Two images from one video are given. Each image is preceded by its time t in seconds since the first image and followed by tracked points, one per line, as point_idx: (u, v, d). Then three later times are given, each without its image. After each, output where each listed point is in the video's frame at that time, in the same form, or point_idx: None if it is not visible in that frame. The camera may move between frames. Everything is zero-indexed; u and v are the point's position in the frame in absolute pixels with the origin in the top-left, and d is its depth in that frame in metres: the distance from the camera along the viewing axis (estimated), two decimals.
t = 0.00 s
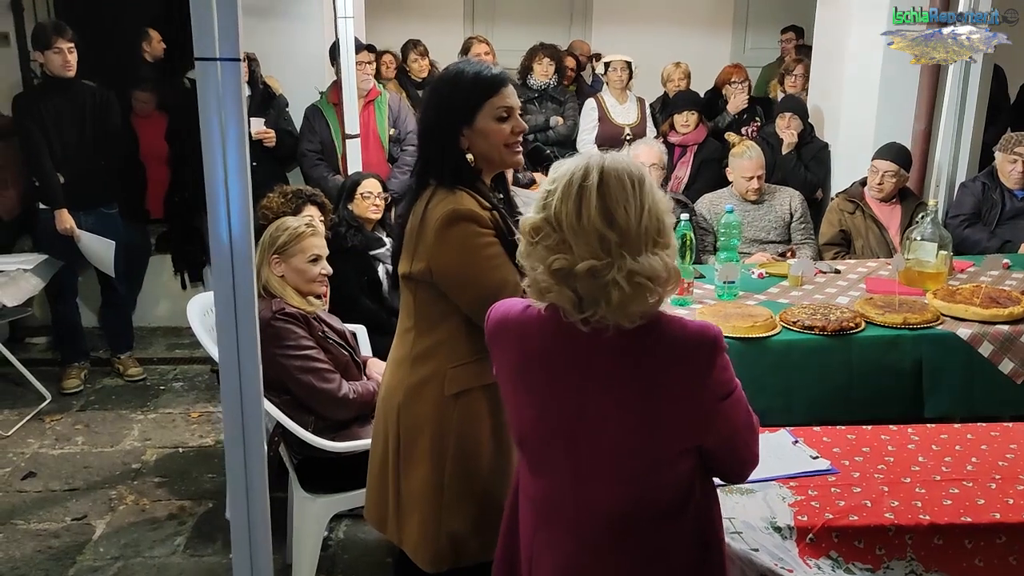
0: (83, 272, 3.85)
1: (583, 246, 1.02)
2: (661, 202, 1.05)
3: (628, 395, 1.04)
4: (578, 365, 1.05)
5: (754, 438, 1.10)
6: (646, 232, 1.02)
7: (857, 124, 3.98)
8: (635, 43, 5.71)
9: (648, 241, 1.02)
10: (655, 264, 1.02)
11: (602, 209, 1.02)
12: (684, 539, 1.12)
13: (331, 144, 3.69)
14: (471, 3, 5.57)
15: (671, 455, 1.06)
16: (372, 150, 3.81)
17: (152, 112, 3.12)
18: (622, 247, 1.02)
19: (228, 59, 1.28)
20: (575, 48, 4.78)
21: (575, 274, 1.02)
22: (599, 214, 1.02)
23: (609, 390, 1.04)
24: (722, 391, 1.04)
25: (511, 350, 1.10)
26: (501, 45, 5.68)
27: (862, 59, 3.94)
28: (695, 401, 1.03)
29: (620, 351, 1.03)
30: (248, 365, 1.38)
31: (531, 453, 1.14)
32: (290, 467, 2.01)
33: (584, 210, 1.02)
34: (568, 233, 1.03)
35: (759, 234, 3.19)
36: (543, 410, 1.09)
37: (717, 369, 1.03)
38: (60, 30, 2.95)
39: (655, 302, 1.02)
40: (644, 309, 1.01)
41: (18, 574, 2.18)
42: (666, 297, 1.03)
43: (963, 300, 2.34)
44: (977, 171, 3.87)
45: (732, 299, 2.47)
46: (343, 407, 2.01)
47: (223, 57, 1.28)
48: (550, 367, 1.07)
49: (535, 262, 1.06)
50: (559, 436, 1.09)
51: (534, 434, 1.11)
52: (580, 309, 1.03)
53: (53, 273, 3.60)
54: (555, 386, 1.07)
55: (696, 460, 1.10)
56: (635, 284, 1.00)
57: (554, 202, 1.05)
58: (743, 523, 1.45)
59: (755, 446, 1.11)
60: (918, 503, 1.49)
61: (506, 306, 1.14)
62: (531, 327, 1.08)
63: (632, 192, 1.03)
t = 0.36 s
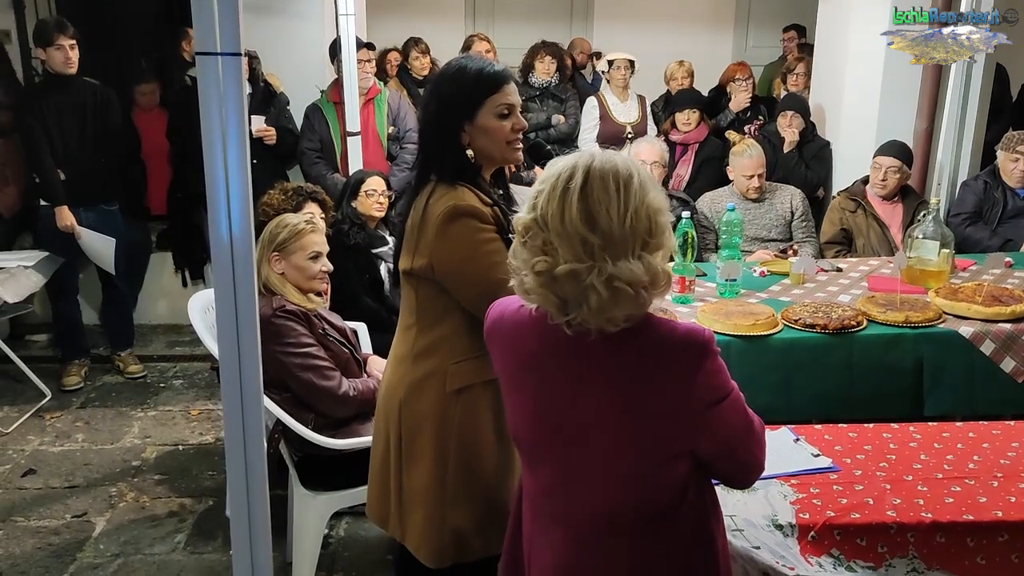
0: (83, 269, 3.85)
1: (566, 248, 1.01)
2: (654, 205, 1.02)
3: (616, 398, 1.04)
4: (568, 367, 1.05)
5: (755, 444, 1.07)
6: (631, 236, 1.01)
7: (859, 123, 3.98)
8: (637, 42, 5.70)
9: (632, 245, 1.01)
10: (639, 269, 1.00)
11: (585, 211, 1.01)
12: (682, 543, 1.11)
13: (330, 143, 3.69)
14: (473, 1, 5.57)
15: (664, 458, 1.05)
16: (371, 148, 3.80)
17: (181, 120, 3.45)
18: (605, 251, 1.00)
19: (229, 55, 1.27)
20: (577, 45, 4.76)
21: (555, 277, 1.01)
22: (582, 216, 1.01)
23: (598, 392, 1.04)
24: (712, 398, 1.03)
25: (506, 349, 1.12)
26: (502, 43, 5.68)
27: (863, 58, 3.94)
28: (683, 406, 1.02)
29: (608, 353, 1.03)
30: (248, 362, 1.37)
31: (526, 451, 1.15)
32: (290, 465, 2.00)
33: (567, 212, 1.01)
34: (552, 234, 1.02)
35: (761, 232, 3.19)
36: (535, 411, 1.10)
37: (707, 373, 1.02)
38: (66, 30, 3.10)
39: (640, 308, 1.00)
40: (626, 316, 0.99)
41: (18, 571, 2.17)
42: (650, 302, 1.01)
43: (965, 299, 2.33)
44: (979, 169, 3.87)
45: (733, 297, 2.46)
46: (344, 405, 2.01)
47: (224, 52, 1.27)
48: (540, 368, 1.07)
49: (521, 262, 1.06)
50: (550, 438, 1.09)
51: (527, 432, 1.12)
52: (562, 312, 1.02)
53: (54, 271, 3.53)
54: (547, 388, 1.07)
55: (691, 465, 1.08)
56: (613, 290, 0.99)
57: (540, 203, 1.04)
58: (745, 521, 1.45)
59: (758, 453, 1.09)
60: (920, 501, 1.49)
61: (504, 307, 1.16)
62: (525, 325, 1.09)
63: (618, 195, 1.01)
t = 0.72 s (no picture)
0: (82, 267, 3.84)
1: (547, 250, 1.03)
2: (646, 211, 1.01)
3: (604, 400, 1.04)
4: (557, 367, 1.06)
5: (754, 454, 1.05)
6: (613, 244, 1.01)
7: (858, 122, 3.98)
8: (636, 40, 5.70)
9: (612, 252, 1.01)
10: (615, 277, 1.01)
11: (568, 215, 1.02)
12: (673, 544, 1.11)
13: (330, 141, 3.69)
14: None
15: (647, 463, 1.05)
16: (370, 145, 3.79)
17: (178, 125, 3.15)
18: (583, 256, 1.02)
19: (225, 51, 1.27)
20: (576, 44, 4.76)
21: (533, 278, 1.04)
22: (564, 219, 1.02)
23: (586, 393, 1.04)
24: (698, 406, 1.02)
25: (501, 346, 1.14)
26: (501, 41, 5.68)
27: (863, 57, 3.93)
28: (667, 411, 1.02)
29: (596, 355, 1.03)
30: (244, 359, 1.37)
31: (520, 447, 1.16)
32: (287, 462, 2.00)
33: (550, 214, 1.03)
34: (537, 234, 1.04)
35: (759, 230, 3.19)
36: (526, 408, 1.10)
37: (696, 378, 1.01)
38: (65, 27, 2.90)
39: (620, 315, 1.01)
40: (602, 324, 1.00)
41: (15, 568, 2.17)
42: (630, 309, 1.01)
43: (963, 297, 2.33)
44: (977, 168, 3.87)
45: (731, 295, 2.46)
46: (341, 403, 2.01)
47: (220, 48, 1.27)
48: (530, 366, 1.08)
49: (512, 257, 1.09)
50: (540, 436, 1.10)
51: (519, 428, 1.14)
52: (540, 313, 1.04)
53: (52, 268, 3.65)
54: (536, 386, 1.08)
55: (683, 470, 1.07)
56: (585, 298, 1.00)
57: (531, 202, 1.06)
58: (742, 519, 1.45)
59: (757, 463, 1.07)
60: (917, 498, 1.48)
61: (502, 305, 1.17)
62: (520, 323, 1.10)
63: (602, 201, 1.01)
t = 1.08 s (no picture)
0: (81, 266, 3.85)
1: (547, 247, 1.06)
2: (646, 219, 1.01)
3: (598, 401, 1.04)
4: (553, 364, 1.07)
5: (750, 464, 1.04)
6: (608, 249, 1.02)
7: (857, 120, 3.98)
8: (635, 39, 5.70)
9: (605, 257, 1.02)
10: (604, 283, 1.02)
11: (567, 216, 1.03)
12: (665, 550, 1.11)
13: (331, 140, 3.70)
14: None
15: (638, 465, 1.05)
16: (371, 143, 3.78)
17: (178, 119, 3.34)
18: (577, 257, 1.03)
19: (222, 49, 1.27)
20: (573, 42, 4.74)
21: (532, 274, 1.07)
22: (563, 220, 1.03)
23: (581, 393, 1.05)
24: (691, 414, 1.01)
25: (504, 340, 1.15)
26: (501, 39, 5.68)
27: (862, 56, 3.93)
28: (661, 415, 1.02)
29: (592, 355, 1.04)
30: (242, 358, 1.37)
31: (518, 441, 1.17)
32: (286, 461, 2.00)
33: (551, 213, 1.04)
34: (542, 231, 1.07)
35: (758, 229, 3.18)
36: (524, 404, 1.12)
37: (690, 384, 1.01)
38: (64, 26, 2.95)
39: (610, 319, 1.02)
40: (591, 327, 1.02)
41: (14, 566, 2.17)
42: (618, 314, 1.02)
43: (963, 295, 2.32)
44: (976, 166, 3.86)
45: (730, 294, 2.46)
46: (340, 402, 2.01)
47: (217, 46, 1.27)
48: (528, 362, 1.10)
49: (521, 249, 1.13)
50: (536, 432, 1.11)
51: (518, 422, 1.15)
52: (538, 309, 1.07)
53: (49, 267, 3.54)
54: (533, 382, 1.09)
55: (677, 476, 1.07)
56: (576, 300, 1.02)
57: (539, 199, 1.08)
58: (740, 517, 1.45)
59: (753, 475, 1.06)
60: (915, 497, 1.49)
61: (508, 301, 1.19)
62: (522, 318, 1.12)
63: (600, 205, 1.01)
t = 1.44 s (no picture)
0: (82, 267, 3.85)
1: (550, 247, 1.07)
2: (647, 218, 1.01)
3: (604, 400, 1.04)
4: (559, 362, 1.07)
5: (754, 462, 1.04)
6: (609, 249, 1.02)
7: (859, 119, 3.97)
8: (637, 39, 5.70)
9: (604, 257, 1.02)
10: (604, 283, 1.02)
11: (567, 216, 1.04)
12: (672, 548, 1.11)
13: (336, 140, 3.70)
14: None
15: (642, 463, 1.05)
16: (374, 144, 3.77)
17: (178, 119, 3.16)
18: (578, 257, 1.04)
19: (225, 50, 1.28)
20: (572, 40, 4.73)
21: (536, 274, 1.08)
22: (563, 221, 1.04)
23: (586, 392, 1.05)
24: (696, 412, 1.01)
25: (510, 337, 1.15)
26: (502, 40, 5.67)
27: (863, 56, 3.93)
28: (665, 412, 1.02)
29: (598, 354, 1.04)
30: (246, 358, 1.37)
31: (523, 438, 1.18)
32: (289, 462, 2.00)
33: (551, 213, 1.05)
34: (545, 231, 1.08)
35: (759, 229, 3.18)
36: (530, 402, 1.12)
37: (696, 383, 1.01)
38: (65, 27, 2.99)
39: (614, 319, 1.02)
40: (595, 327, 1.02)
41: (17, 567, 2.18)
42: (619, 313, 1.02)
43: (965, 295, 2.32)
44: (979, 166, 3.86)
45: (732, 294, 2.46)
46: (343, 402, 2.01)
47: (221, 48, 1.27)
48: (533, 359, 1.10)
49: (526, 250, 1.13)
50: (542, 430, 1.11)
51: (523, 419, 1.15)
52: (543, 309, 1.08)
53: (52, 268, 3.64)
54: (538, 380, 1.10)
55: (683, 474, 1.07)
56: (579, 300, 1.02)
57: (542, 200, 1.09)
58: (743, 518, 1.45)
59: (759, 473, 1.06)
60: (919, 496, 1.49)
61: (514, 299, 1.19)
62: (528, 316, 1.12)
63: (599, 205, 1.02)
